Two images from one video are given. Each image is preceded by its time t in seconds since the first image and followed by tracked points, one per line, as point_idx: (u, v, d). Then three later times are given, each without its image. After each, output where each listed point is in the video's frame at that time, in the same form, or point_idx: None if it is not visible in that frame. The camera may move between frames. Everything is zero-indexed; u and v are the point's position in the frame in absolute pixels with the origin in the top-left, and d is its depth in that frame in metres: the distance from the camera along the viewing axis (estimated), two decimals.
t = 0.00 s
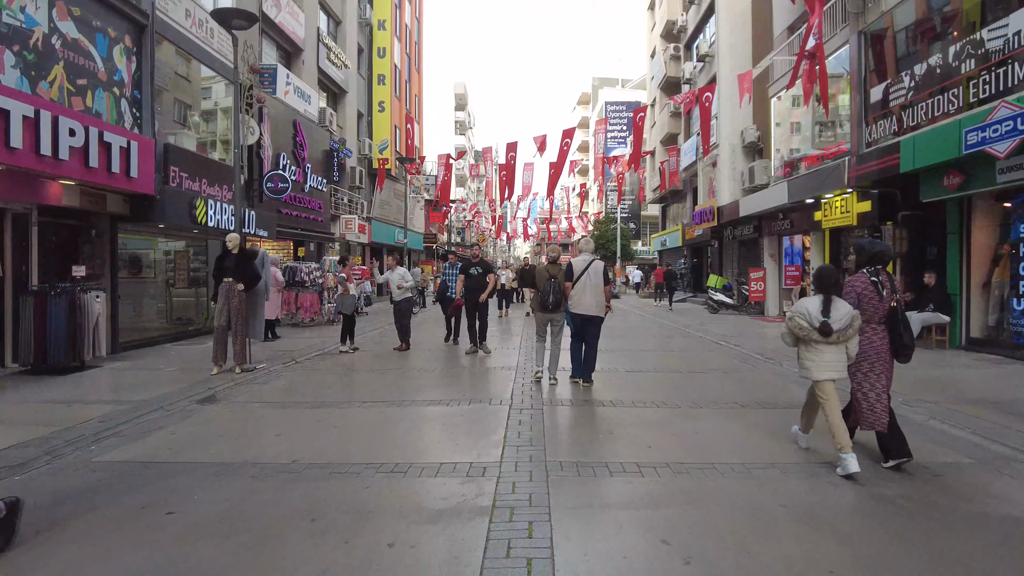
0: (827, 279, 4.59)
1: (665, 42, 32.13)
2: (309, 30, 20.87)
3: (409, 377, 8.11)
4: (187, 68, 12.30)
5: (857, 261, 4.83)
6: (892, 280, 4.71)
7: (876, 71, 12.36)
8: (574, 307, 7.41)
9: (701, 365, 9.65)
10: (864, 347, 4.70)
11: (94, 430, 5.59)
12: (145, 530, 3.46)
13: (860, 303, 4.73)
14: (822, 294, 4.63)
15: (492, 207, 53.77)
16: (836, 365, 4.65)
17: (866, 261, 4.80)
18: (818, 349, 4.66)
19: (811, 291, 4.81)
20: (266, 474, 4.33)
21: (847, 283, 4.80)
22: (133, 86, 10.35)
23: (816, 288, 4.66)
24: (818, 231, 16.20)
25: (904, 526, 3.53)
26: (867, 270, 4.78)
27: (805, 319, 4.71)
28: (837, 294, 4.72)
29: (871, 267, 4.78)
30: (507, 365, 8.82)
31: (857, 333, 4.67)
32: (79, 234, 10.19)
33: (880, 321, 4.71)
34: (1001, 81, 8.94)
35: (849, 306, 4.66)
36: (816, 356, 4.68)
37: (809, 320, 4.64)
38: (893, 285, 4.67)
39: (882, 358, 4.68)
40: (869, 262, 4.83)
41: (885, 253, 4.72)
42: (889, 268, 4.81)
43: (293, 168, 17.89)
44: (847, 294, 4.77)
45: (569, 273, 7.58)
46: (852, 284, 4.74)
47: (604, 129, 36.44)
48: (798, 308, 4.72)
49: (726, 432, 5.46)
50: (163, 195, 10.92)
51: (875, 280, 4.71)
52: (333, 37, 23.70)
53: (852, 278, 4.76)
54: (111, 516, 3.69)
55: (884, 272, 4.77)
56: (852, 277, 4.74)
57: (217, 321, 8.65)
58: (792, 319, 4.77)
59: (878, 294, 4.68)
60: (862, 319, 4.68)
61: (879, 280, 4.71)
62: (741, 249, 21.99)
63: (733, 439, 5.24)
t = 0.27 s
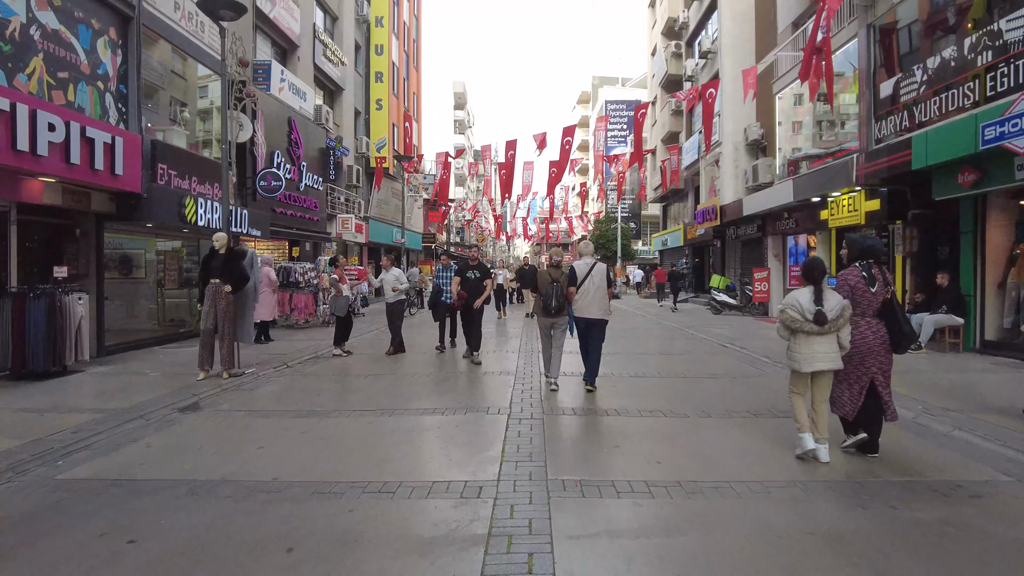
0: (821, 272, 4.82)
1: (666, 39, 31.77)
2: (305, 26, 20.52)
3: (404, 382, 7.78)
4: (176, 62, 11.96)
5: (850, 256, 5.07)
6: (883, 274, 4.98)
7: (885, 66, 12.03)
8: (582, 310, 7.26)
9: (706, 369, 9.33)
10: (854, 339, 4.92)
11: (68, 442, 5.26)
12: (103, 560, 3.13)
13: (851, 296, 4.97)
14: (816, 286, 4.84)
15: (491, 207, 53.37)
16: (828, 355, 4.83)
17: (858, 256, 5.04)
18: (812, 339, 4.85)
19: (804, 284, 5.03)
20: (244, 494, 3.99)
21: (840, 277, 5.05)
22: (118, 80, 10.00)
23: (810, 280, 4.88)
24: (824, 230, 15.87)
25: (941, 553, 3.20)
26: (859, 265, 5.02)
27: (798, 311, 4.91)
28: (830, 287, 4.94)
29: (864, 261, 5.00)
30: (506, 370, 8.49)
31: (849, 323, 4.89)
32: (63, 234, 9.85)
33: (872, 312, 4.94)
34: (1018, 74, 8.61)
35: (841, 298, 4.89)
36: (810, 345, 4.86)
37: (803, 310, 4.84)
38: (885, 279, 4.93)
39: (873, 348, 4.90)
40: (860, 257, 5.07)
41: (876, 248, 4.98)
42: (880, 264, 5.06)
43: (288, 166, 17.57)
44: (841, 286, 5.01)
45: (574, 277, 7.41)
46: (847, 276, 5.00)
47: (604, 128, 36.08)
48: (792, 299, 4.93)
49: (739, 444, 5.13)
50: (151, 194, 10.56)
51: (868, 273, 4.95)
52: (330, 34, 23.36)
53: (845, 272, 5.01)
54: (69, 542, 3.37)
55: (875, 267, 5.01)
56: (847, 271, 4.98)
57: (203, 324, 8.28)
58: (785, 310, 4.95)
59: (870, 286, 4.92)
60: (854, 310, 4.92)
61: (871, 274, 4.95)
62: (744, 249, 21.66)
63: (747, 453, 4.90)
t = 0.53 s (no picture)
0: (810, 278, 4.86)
1: (668, 36, 31.46)
2: (302, 22, 20.21)
3: (402, 387, 7.45)
4: (169, 56, 11.63)
5: (842, 261, 5.05)
6: (876, 278, 4.94)
7: (898, 59, 11.70)
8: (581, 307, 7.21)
9: (715, 372, 9.01)
10: (846, 344, 4.92)
11: (41, 451, 4.92)
12: None
13: (843, 302, 4.96)
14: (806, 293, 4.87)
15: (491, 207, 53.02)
16: (820, 361, 4.85)
17: (850, 261, 5.01)
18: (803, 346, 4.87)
19: (795, 291, 5.05)
20: (222, 513, 3.64)
21: (833, 282, 5.04)
22: (106, 73, 9.66)
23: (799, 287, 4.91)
24: (832, 229, 15.53)
25: None
26: (851, 270, 4.99)
27: (789, 318, 4.93)
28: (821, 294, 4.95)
29: (856, 266, 4.97)
30: (508, 374, 8.17)
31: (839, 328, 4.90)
32: (52, 231, 9.57)
33: (864, 316, 4.92)
34: None
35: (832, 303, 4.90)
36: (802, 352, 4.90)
37: (794, 317, 4.87)
38: (876, 283, 4.91)
39: (866, 352, 4.88)
40: (852, 263, 5.03)
41: (869, 252, 4.94)
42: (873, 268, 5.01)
43: (284, 164, 17.26)
44: (833, 292, 5.01)
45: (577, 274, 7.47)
46: (839, 282, 4.99)
47: (606, 126, 35.74)
48: (782, 306, 4.95)
49: (758, 455, 4.79)
50: (141, 191, 10.20)
51: (860, 278, 4.92)
52: (328, 31, 23.03)
53: (837, 278, 5.00)
54: (24, 566, 3.03)
55: (868, 272, 4.98)
56: (839, 276, 4.98)
57: (192, 325, 7.95)
58: (777, 318, 4.98)
59: (862, 291, 4.90)
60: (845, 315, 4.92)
61: (864, 279, 4.91)
62: (749, 248, 21.35)
63: (768, 464, 4.57)
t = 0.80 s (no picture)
0: (801, 272, 4.87)
1: (672, 34, 31.09)
2: (300, 17, 19.85)
3: (397, 394, 7.11)
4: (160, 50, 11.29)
5: (836, 258, 5.07)
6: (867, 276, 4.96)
7: (911, 54, 11.33)
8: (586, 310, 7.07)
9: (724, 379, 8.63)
10: (832, 339, 4.95)
11: (3, 467, 4.55)
12: None
13: (834, 297, 4.97)
14: (795, 286, 4.89)
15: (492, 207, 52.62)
16: (807, 354, 4.85)
17: (844, 257, 5.05)
18: (788, 338, 4.87)
19: (785, 285, 5.06)
20: (192, 542, 3.29)
21: (824, 278, 5.06)
22: (92, 66, 9.31)
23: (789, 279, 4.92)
24: (840, 229, 15.16)
25: None
26: (844, 266, 5.02)
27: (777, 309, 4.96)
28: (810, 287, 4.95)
29: (849, 263, 5.00)
30: (508, 381, 7.83)
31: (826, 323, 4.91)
32: (39, 231, 9.28)
33: (853, 314, 4.94)
34: None
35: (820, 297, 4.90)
36: (787, 343, 4.88)
37: (781, 309, 4.88)
38: (867, 281, 4.92)
39: (851, 349, 4.90)
40: (845, 260, 5.06)
41: (861, 250, 4.96)
42: (865, 266, 5.05)
43: (280, 162, 16.93)
44: (824, 287, 5.01)
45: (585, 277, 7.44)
46: (831, 278, 5.00)
47: (608, 125, 35.37)
48: (771, 297, 4.97)
49: (779, 473, 4.42)
50: (128, 188, 9.84)
51: (850, 276, 4.95)
52: (326, 27, 22.65)
53: (829, 273, 5.03)
54: None
55: (861, 269, 5.00)
56: (831, 273, 4.99)
57: (178, 329, 7.59)
58: (766, 309, 4.99)
59: (852, 288, 4.92)
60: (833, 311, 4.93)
61: (856, 276, 4.93)
62: (753, 249, 21.00)
63: (790, 484, 4.20)
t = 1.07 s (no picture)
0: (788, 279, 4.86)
1: (672, 30, 30.73)
2: (294, 12, 19.49)
3: (389, 400, 6.76)
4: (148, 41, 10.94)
5: (830, 262, 4.99)
6: (859, 281, 4.84)
7: (922, 46, 10.98)
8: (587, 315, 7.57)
9: (730, 379, 8.32)
10: (827, 345, 4.89)
11: None
12: None
13: (827, 303, 4.90)
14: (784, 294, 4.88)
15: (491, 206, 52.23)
16: (800, 362, 4.90)
17: (836, 262, 4.96)
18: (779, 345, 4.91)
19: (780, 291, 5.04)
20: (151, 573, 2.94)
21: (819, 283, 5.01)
22: (72, 57, 8.94)
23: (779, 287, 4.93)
24: (848, 227, 14.84)
25: None
26: (837, 272, 4.93)
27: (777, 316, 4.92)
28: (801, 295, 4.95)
29: (842, 268, 4.92)
30: (507, 385, 7.49)
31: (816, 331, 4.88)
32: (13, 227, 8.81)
33: (845, 320, 4.86)
34: None
35: (810, 305, 4.88)
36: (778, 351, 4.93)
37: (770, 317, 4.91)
38: (858, 287, 4.81)
39: (842, 356, 4.84)
40: (840, 264, 4.96)
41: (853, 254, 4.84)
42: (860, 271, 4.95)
43: (274, 158, 16.59)
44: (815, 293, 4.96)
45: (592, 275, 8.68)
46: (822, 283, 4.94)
47: (608, 123, 35.03)
48: (769, 304, 4.94)
49: (800, 489, 4.07)
50: (111, 184, 9.47)
51: (842, 281, 4.86)
52: (321, 22, 22.29)
53: (821, 278, 4.94)
54: None
55: (853, 274, 4.91)
56: (822, 278, 4.92)
57: (158, 331, 7.21)
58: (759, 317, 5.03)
59: (843, 294, 4.84)
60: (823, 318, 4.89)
61: (847, 282, 4.84)
62: (756, 247, 20.68)
63: (812, 502, 3.86)
